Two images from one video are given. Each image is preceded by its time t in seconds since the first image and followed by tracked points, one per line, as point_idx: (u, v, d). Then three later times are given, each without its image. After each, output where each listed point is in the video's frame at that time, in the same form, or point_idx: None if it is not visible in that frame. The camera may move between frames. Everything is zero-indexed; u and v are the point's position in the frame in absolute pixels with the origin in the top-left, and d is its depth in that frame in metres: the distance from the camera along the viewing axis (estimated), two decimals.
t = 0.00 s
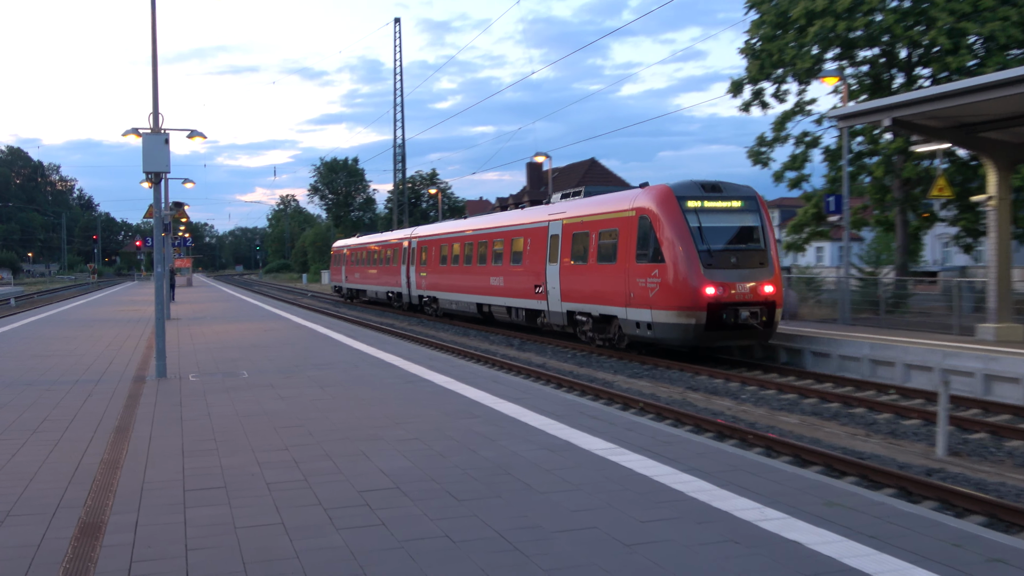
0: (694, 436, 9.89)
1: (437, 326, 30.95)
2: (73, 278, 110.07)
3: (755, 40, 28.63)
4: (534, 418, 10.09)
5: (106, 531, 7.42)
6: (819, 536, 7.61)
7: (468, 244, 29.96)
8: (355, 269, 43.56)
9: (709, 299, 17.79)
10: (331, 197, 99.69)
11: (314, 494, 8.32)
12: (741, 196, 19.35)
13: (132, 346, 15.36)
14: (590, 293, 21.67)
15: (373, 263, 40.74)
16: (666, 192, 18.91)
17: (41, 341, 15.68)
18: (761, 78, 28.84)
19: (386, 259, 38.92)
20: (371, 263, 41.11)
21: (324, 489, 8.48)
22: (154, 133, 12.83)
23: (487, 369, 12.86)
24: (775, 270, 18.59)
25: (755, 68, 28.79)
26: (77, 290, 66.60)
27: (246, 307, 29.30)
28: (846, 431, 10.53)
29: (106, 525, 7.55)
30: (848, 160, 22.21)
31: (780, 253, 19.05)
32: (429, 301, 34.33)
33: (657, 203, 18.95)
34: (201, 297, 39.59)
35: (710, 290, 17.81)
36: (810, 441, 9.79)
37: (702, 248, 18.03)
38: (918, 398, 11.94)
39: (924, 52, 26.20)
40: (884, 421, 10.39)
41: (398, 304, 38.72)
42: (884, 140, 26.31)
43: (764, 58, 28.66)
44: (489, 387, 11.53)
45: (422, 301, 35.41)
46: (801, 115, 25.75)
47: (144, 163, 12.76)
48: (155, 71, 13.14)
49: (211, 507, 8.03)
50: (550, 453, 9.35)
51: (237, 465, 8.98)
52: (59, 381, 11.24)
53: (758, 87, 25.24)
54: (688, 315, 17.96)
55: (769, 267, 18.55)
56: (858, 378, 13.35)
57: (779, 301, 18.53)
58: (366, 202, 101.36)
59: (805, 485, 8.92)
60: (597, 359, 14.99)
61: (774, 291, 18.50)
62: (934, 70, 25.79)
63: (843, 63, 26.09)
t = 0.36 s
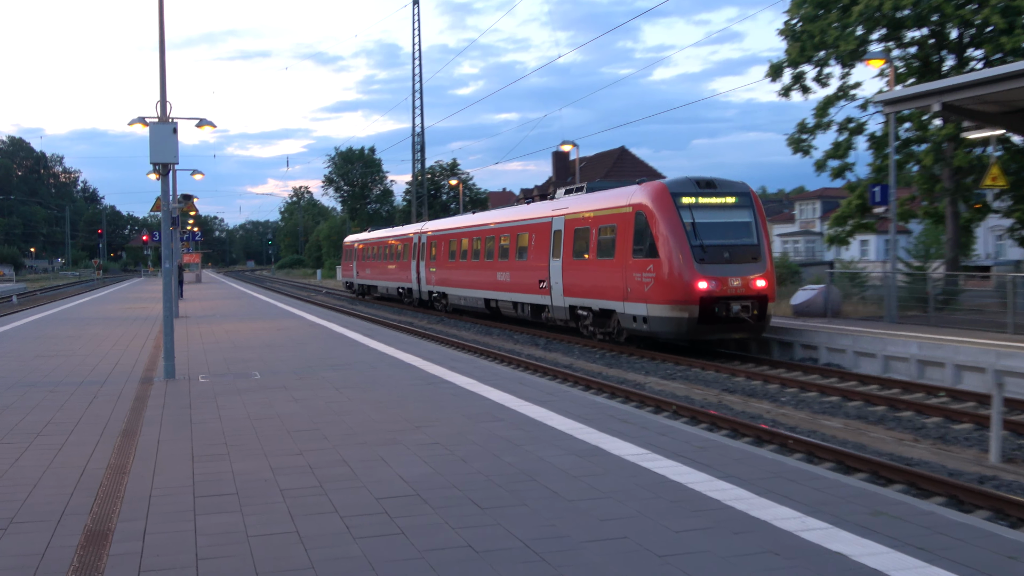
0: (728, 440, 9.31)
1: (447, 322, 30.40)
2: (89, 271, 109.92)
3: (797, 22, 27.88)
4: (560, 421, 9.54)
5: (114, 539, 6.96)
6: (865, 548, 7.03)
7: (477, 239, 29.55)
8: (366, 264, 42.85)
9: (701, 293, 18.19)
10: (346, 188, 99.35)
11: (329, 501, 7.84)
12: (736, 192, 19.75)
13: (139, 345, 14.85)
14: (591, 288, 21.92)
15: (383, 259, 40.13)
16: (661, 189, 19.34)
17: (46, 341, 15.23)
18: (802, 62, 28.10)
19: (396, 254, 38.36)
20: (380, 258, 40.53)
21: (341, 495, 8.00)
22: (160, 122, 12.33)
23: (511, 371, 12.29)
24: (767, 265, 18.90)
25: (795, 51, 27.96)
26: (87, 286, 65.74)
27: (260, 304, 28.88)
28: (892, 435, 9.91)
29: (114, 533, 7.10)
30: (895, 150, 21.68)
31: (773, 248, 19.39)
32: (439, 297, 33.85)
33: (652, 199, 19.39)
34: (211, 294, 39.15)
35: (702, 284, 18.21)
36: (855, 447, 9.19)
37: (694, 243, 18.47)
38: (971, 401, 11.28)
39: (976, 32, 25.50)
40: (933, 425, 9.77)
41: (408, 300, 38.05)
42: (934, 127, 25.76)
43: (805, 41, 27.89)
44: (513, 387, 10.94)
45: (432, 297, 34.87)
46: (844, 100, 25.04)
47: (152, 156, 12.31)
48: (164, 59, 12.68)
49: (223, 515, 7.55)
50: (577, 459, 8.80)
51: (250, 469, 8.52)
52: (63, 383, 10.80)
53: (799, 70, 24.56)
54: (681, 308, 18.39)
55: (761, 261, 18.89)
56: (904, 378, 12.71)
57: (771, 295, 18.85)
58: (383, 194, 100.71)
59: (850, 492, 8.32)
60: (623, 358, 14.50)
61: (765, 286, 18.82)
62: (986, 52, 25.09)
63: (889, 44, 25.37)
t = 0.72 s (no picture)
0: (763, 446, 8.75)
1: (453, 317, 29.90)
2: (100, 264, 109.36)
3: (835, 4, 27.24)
4: (583, 425, 9.05)
5: (116, 547, 6.52)
6: (908, 561, 6.49)
7: (481, 234, 29.11)
8: (372, 258, 42.20)
9: (692, 288, 18.24)
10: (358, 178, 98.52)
11: (341, 508, 7.39)
12: (729, 187, 19.66)
13: (141, 343, 14.34)
14: (589, 283, 21.88)
15: (388, 253, 39.53)
16: (654, 185, 19.33)
17: (46, 340, 14.80)
18: (840, 45, 27.42)
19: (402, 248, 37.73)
20: (386, 252, 39.94)
21: (353, 502, 7.55)
22: (163, 111, 11.93)
23: (532, 371, 11.80)
24: (758, 260, 18.88)
25: (834, 32, 27.20)
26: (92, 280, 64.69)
27: (268, 300, 28.45)
28: (936, 440, 9.31)
29: (116, 541, 6.65)
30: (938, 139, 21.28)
31: (765, 242, 19.37)
32: (445, 292, 33.35)
33: (645, 195, 19.38)
34: (216, 289, 38.69)
35: (693, 279, 18.25)
36: (899, 453, 8.61)
37: (686, 238, 18.48)
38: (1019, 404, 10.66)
39: None
40: (980, 429, 9.19)
41: (414, 296, 37.44)
42: (980, 112, 25.38)
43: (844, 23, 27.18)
44: (533, 387, 10.45)
45: (438, 292, 34.32)
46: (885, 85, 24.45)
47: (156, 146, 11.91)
48: (168, 46, 12.29)
49: (230, 522, 7.11)
50: (603, 465, 8.31)
51: (259, 473, 8.08)
52: (62, 384, 10.39)
53: (838, 54, 23.95)
54: (672, 303, 18.45)
55: (753, 256, 18.87)
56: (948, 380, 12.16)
57: (762, 289, 18.86)
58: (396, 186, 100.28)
59: (893, 501, 7.75)
60: (646, 356, 14.02)
61: (756, 280, 18.81)
62: None
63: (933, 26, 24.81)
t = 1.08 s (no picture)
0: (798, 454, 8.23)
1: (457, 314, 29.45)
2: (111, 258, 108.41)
3: None
4: (606, 431, 8.57)
5: (115, 557, 6.11)
6: None
7: (486, 230, 28.71)
8: (378, 254, 41.56)
9: (684, 284, 18.40)
10: (369, 169, 98.08)
11: (351, 516, 6.96)
12: (723, 185, 19.85)
13: (142, 344, 13.90)
14: (586, 279, 21.94)
15: (393, 250, 39.07)
16: (648, 184, 19.59)
17: (47, 339, 14.40)
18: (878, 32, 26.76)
19: (407, 245, 37.21)
20: (391, 249, 39.48)
21: (363, 512, 7.11)
22: (165, 99, 11.57)
23: (551, 373, 11.32)
24: (750, 257, 19.01)
25: (872, 17, 26.42)
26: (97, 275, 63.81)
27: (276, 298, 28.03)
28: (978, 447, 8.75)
29: (116, 550, 6.24)
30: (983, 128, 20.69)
31: (758, 240, 19.48)
32: (450, 289, 32.89)
33: (640, 193, 19.63)
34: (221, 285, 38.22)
35: (686, 275, 18.40)
36: (939, 462, 8.07)
37: (678, 235, 18.68)
38: None
39: None
40: None
41: (420, 292, 36.89)
42: None
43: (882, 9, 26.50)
44: (552, 390, 9.99)
45: (443, 289, 33.85)
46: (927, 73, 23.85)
47: (156, 136, 11.49)
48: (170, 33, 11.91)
49: (235, 531, 6.69)
50: (626, 474, 7.84)
51: (265, 480, 7.67)
52: (60, 386, 9.98)
53: (876, 40, 23.35)
54: (665, 299, 18.60)
55: (745, 253, 19.00)
56: (991, 386, 11.61)
57: (754, 286, 18.97)
58: (410, 177, 100.57)
59: (935, 512, 7.22)
60: (670, 358, 13.55)
61: (749, 277, 18.91)
62: None
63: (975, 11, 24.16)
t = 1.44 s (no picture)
0: (835, 463, 7.78)
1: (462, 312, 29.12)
2: (121, 257, 108.02)
3: None
4: (631, 438, 8.17)
5: (117, 570, 5.73)
6: None
7: (491, 228, 28.41)
8: (386, 253, 41.06)
9: (679, 282, 18.55)
10: (383, 164, 96.91)
11: (365, 527, 6.57)
12: (720, 185, 19.95)
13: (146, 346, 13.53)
14: (586, 277, 22.00)
15: (400, 248, 38.69)
16: (645, 183, 19.71)
17: (48, 341, 14.04)
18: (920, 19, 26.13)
19: (414, 242, 36.80)
20: (398, 248, 39.07)
21: (377, 523, 6.72)
22: (171, 90, 11.24)
23: (571, 376, 10.91)
24: (745, 255, 19.12)
25: (913, 2, 25.73)
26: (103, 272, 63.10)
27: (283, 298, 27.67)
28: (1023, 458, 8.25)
29: (118, 562, 5.87)
30: None
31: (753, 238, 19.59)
32: (457, 288, 32.51)
33: (637, 192, 19.75)
34: (228, 285, 37.83)
35: (681, 273, 18.55)
36: (983, 472, 7.59)
37: (674, 234, 18.82)
38: None
39: None
40: None
41: (428, 291, 36.46)
42: None
43: None
44: (575, 395, 9.58)
45: (450, 287, 33.49)
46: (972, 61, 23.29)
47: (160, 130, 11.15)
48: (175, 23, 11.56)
49: (244, 543, 6.30)
50: (652, 484, 7.42)
51: (275, 489, 7.28)
52: (59, 390, 9.61)
53: (918, 27, 22.82)
54: (661, 296, 18.76)
55: (740, 252, 19.12)
56: None
57: (748, 284, 19.10)
58: (424, 172, 99.03)
59: (982, 525, 6.73)
60: (700, 362, 13.07)
61: (743, 275, 19.05)
62: None
63: None
